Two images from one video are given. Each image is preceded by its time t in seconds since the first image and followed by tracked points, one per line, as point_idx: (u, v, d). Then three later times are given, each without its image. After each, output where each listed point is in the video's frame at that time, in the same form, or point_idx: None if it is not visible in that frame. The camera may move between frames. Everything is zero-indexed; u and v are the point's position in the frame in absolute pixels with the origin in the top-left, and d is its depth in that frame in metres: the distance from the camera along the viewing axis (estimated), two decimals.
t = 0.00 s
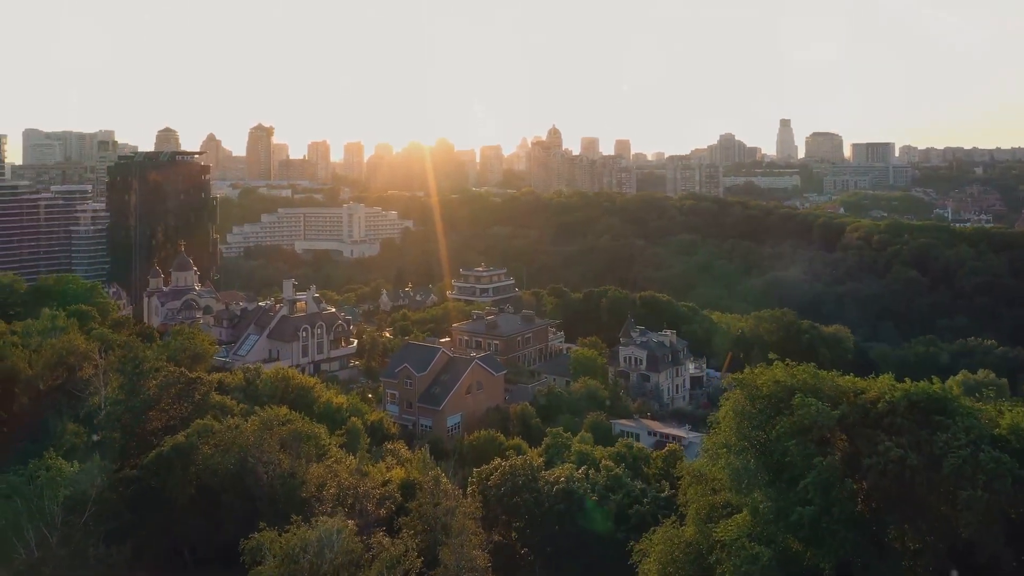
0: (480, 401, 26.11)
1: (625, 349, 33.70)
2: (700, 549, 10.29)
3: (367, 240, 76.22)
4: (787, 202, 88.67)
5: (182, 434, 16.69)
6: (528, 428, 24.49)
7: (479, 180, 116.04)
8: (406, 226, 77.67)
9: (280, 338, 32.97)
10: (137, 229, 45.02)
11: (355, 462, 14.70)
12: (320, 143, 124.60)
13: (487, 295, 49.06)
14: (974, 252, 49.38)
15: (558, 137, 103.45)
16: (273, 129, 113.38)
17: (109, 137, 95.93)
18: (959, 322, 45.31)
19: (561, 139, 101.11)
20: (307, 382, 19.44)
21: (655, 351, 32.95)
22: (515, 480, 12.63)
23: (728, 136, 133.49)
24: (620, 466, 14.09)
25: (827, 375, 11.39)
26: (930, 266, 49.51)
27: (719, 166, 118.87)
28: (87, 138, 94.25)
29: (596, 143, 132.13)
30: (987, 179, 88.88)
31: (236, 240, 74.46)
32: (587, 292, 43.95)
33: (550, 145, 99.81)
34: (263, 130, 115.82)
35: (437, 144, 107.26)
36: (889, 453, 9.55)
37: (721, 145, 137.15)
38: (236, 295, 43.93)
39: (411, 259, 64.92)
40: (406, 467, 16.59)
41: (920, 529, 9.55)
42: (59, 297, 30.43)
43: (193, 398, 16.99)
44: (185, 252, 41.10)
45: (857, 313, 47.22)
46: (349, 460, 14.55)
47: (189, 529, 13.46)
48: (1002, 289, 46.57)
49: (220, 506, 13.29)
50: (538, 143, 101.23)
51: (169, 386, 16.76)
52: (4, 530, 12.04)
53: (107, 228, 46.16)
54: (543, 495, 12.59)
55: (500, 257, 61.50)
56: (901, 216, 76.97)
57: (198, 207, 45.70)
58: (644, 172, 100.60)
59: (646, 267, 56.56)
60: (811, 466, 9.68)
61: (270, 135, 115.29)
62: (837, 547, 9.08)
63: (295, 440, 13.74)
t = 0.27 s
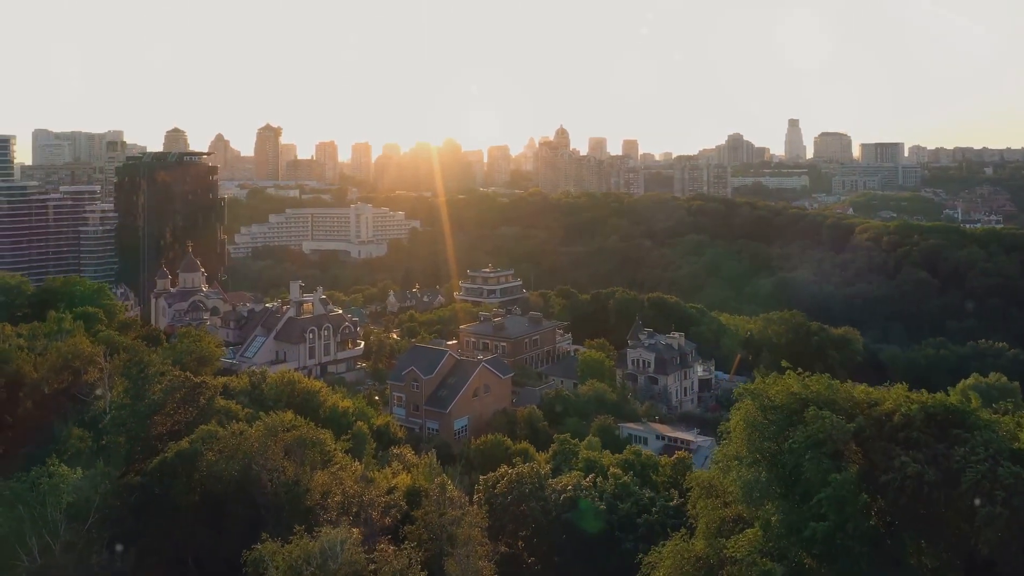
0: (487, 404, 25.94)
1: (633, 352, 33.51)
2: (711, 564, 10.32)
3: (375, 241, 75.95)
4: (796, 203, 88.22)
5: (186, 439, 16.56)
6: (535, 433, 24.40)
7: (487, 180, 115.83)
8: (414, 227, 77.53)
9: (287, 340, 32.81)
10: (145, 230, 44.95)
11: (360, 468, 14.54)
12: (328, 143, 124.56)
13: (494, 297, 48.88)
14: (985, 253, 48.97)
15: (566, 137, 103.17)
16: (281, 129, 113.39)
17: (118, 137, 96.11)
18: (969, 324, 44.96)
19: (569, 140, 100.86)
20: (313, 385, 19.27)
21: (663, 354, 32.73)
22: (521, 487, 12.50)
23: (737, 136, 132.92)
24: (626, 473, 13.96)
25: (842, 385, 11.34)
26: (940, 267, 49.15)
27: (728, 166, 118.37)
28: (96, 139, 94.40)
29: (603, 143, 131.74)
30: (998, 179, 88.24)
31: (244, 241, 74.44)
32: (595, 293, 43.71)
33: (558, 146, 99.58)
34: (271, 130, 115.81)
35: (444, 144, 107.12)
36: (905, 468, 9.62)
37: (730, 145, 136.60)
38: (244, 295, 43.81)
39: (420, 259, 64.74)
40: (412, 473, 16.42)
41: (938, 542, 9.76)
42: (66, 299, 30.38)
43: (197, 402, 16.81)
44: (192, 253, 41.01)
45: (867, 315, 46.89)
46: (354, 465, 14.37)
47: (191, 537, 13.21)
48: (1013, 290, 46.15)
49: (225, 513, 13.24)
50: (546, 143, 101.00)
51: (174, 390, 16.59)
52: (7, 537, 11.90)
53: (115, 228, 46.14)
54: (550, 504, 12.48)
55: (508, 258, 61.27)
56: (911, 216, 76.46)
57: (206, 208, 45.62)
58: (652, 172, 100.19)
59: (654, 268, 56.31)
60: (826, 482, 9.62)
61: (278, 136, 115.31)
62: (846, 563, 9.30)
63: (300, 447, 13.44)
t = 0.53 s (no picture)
0: (494, 406, 25.73)
1: (640, 354, 33.27)
2: None
3: (382, 241, 75.81)
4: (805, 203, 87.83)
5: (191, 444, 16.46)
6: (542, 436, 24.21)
7: (494, 180, 115.67)
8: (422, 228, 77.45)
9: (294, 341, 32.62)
10: (153, 230, 44.91)
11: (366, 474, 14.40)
12: (335, 143, 124.62)
13: (501, 297, 48.69)
14: (996, 254, 48.57)
15: (573, 137, 103.01)
16: (289, 130, 113.49)
17: (127, 138, 96.30)
18: (980, 326, 44.61)
19: (576, 140, 100.66)
20: (318, 390, 19.15)
21: (671, 356, 32.47)
22: (529, 495, 12.35)
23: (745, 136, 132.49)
24: (634, 481, 13.82)
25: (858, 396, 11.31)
26: (950, 268, 48.80)
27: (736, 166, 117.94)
28: (105, 139, 94.63)
29: (611, 143, 131.47)
30: (1008, 179, 87.70)
31: (252, 241, 74.40)
32: (603, 295, 43.45)
33: (566, 145, 99.38)
34: (279, 130, 115.93)
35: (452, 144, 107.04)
36: (923, 483, 9.58)
37: (738, 145, 136.18)
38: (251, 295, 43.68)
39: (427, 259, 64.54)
40: (418, 479, 16.28)
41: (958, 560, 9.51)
42: (73, 300, 30.32)
43: (202, 406, 16.70)
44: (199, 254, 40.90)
45: (876, 316, 46.55)
46: (359, 471, 14.23)
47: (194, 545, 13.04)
48: None
49: (229, 520, 13.11)
50: (553, 143, 100.79)
51: (179, 394, 16.46)
52: (9, 545, 11.77)
53: (124, 229, 46.14)
54: (557, 513, 12.35)
55: (515, 259, 61.05)
56: (920, 217, 76.02)
57: (213, 208, 45.58)
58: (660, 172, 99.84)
59: (662, 269, 56.06)
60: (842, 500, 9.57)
61: (286, 136, 115.45)
62: None
63: (303, 453, 13.22)
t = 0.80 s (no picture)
0: (500, 410, 25.52)
1: (648, 357, 33.02)
2: None
3: (389, 242, 75.61)
4: (814, 204, 87.44)
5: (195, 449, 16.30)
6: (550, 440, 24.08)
7: (502, 181, 115.52)
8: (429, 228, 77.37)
9: (301, 343, 32.34)
10: (161, 231, 44.91)
11: (371, 481, 14.28)
12: (343, 143, 124.65)
13: (508, 299, 48.50)
14: (1006, 256, 48.11)
15: (581, 137, 102.83)
16: (297, 130, 113.60)
17: (136, 138, 96.42)
18: (991, 328, 44.28)
19: (584, 141, 100.46)
20: (324, 394, 18.98)
21: (679, 359, 32.17)
22: (534, 501, 12.11)
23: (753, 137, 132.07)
24: (643, 490, 13.66)
25: (872, 410, 11.42)
26: (960, 269, 48.41)
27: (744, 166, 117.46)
28: (113, 139, 94.78)
29: (619, 143, 131.18)
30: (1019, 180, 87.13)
31: (260, 242, 74.32)
32: (610, 296, 43.15)
33: (573, 146, 99.17)
34: (287, 131, 116.01)
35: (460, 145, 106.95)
36: (942, 501, 9.54)
37: (746, 145, 135.75)
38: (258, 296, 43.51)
39: (435, 260, 64.35)
40: (424, 485, 16.17)
41: None
42: (81, 302, 30.30)
43: (207, 410, 16.63)
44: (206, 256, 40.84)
45: (886, 318, 46.17)
46: (365, 478, 14.08)
47: (200, 552, 13.07)
48: None
49: (233, 529, 13.09)
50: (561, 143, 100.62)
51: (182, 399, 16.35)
52: (13, 554, 11.69)
53: (132, 229, 46.11)
54: (563, 524, 12.30)
55: (523, 259, 60.86)
56: (930, 218, 75.54)
57: (221, 209, 45.57)
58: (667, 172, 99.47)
59: (670, 270, 55.83)
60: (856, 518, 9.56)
61: (294, 137, 115.52)
62: None
63: (308, 459, 13.10)
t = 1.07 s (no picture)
0: (508, 413, 25.34)
1: (657, 359, 32.77)
2: None
3: (397, 242, 75.48)
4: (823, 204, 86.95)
5: (199, 455, 16.17)
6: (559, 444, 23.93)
7: (510, 181, 115.29)
8: (437, 229, 77.24)
9: (308, 345, 32.20)
10: (169, 231, 44.88)
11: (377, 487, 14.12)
12: (351, 143, 124.61)
13: (516, 300, 48.32)
14: (1018, 257, 47.71)
15: (589, 137, 102.57)
16: (305, 130, 113.59)
17: (144, 138, 96.47)
18: (1003, 330, 43.91)
19: (592, 141, 100.22)
20: (330, 397, 18.79)
21: (688, 362, 31.94)
22: (542, 513, 12.06)
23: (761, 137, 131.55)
24: (653, 498, 13.48)
25: (884, 423, 11.95)
26: (971, 271, 48.06)
27: (753, 166, 116.91)
28: (122, 139, 94.85)
29: (627, 143, 130.78)
30: None
31: (268, 242, 74.28)
32: (618, 297, 42.91)
33: (581, 146, 98.91)
34: (295, 131, 116.05)
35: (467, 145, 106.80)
36: (962, 519, 10.07)
37: (755, 145, 135.19)
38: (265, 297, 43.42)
39: (443, 260, 64.18)
40: (431, 491, 15.97)
41: None
42: (89, 303, 30.23)
43: (211, 415, 16.46)
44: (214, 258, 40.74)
45: (896, 320, 45.85)
46: (372, 484, 13.96)
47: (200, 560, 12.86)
48: None
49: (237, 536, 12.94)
50: (569, 143, 100.36)
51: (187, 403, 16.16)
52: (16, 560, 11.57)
53: (140, 229, 46.07)
54: (571, 535, 12.17)
55: (530, 259, 60.61)
56: (940, 218, 75.03)
57: (229, 209, 45.54)
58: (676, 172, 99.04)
59: (678, 270, 55.57)
60: (872, 532, 10.25)
61: (302, 137, 115.45)
62: None
63: (313, 464, 12.95)
